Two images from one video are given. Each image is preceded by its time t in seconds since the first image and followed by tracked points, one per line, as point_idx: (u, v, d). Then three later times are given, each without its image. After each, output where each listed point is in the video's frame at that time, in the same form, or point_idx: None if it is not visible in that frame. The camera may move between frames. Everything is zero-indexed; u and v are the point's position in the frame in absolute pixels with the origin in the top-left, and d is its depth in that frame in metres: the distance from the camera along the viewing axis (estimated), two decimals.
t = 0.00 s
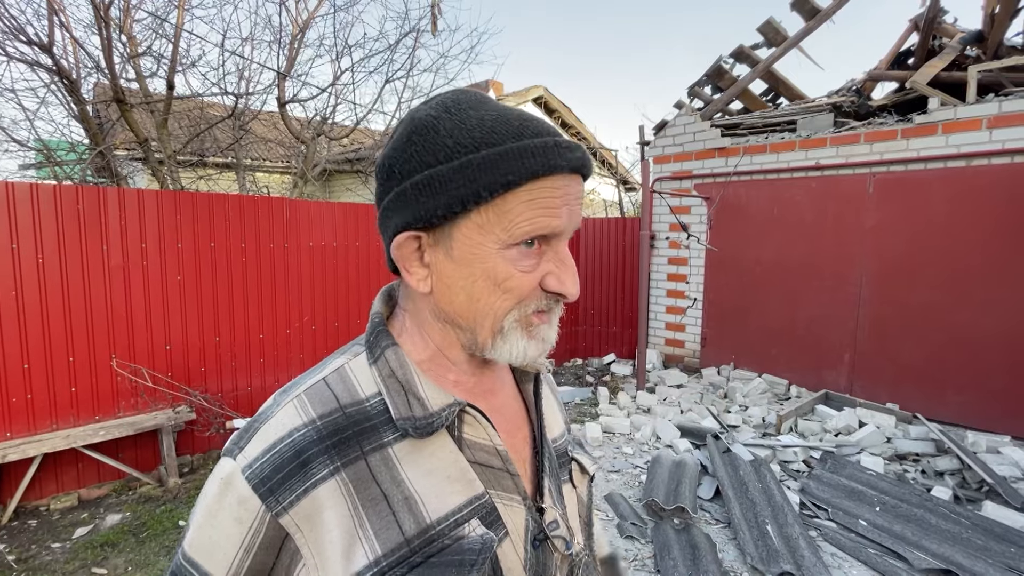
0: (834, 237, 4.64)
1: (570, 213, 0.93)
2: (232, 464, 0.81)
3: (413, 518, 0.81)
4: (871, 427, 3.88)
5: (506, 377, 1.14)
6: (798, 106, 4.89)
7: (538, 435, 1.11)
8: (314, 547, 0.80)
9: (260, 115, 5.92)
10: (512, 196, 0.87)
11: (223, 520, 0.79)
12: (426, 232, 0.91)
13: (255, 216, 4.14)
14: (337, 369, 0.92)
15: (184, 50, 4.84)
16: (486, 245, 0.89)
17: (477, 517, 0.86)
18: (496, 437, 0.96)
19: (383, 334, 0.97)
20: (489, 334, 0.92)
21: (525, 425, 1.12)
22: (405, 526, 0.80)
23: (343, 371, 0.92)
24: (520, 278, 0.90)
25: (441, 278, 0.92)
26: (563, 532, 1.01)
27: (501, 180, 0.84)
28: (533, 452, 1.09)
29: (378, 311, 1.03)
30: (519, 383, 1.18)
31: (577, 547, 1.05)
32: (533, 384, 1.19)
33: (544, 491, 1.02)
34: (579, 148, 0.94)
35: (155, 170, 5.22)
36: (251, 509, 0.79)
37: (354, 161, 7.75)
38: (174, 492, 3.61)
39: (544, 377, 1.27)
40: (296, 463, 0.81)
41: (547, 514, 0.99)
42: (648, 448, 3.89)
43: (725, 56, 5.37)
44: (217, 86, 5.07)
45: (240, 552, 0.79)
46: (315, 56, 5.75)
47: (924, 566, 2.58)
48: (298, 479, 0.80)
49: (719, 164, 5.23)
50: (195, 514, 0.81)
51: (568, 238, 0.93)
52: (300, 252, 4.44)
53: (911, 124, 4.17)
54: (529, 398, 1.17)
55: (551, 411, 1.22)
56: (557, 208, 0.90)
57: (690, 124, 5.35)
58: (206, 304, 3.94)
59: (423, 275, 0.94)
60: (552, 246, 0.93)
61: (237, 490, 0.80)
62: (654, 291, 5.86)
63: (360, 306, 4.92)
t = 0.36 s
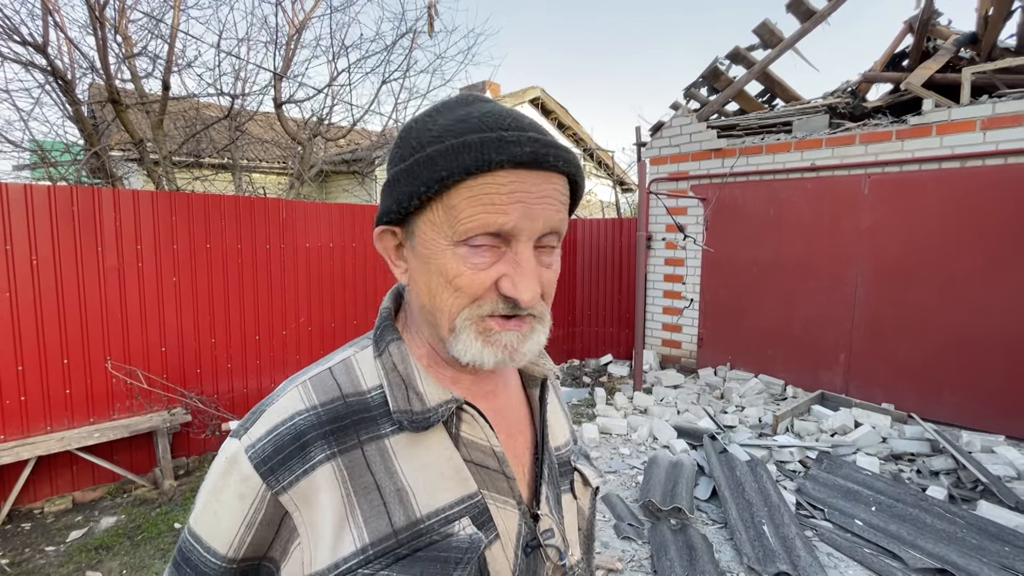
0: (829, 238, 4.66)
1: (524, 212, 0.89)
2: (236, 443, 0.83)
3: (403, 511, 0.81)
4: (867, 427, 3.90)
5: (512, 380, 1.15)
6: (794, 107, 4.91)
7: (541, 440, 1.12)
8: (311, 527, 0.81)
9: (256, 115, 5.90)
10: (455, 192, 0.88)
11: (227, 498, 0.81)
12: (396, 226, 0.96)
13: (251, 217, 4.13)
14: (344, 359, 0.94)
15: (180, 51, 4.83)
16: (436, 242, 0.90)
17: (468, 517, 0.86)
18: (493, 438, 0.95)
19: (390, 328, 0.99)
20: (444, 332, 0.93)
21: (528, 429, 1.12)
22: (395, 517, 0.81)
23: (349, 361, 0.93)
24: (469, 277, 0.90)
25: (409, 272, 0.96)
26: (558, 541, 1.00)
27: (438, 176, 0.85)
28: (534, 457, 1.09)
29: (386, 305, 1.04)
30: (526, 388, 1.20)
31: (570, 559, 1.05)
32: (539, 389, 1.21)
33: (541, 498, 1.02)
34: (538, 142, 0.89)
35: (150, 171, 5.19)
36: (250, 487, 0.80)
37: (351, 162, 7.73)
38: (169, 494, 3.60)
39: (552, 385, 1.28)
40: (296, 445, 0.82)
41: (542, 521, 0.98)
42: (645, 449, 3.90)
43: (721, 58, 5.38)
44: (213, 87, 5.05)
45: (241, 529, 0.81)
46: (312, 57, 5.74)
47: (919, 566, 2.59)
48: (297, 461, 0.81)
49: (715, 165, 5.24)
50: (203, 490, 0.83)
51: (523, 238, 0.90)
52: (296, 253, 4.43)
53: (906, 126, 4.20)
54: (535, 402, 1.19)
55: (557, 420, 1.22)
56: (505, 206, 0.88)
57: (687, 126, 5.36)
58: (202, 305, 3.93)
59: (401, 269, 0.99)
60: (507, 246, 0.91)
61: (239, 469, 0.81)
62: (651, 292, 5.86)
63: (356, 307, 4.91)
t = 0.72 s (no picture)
0: (827, 238, 4.67)
1: (453, 211, 0.91)
2: (238, 441, 0.83)
3: (393, 510, 0.81)
4: (865, 427, 3.90)
5: (512, 381, 1.16)
6: (792, 108, 4.92)
7: (539, 444, 1.12)
8: (308, 522, 0.80)
9: (255, 116, 5.89)
10: (397, 194, 0.94)
11: (233, 493, 0.81)
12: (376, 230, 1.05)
13: (250, 218, 4.12)
14: (342, 359, 0.94)
15: (178, 51, 4.81)
16: (389, 243, 0.97)
17: (458, 518, 0.85)
18: (487, 440, 0.95)
19: (386, 328, 0.99)
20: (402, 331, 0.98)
21: (525, 431, 1.13)
22: (384, 515, 0.80)
23: (347, 361, 0.94)
24: (411, 277, 0.94)
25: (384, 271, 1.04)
26: (552, 546, 1.00)
27: (378, 176, 0.95)
28: (531, 461, 1.09)
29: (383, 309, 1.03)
30: (526, 389, 1.20)
31: (565, 564, 1.04)
32: (539, 391, 1.21)
33: (535, 502, 1.02)
34: (462, 134, 0.89)
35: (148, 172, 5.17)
36: (252, 481, 0.80)
37: (349, 164, 7.72)
38: (167, 496, 3.59)
39: (554, 388, 1.28)
40: (294, 441, 0.82)
41: (535, 525, 0.99)
42: (643, 449, 3.90)
43: (719, 59, 5.38)
44: (211, 88, 5.03)
45: (248, 522, 0.81)
46: (310, 58, 5.73)
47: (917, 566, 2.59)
48: (295, 457, 0.81)
49: (714, 166, 5.25)
50: (209, 488, 0.83)
51: (457, 238, 0.92)
52: (294, 254, 4.42)
53: (903, 126, 4.20)
54: (534, 404, 1.19)
55: (558, 424, 1.22)
56: (433, 206, 0.91)
57: (685, 127, 5.36)
58: (200, 306, 3.92)
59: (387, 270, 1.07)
60: (446, 246, 0.93)
61: (241, 466, 0.81)
62: (650, 293, 5.86)
63: (355, 308, 4.90)
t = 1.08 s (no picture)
0: (827, 239, 4.67)
1: (440, 209, 0.91)
2: (238, 443, 0.83)
3: (392, 509, 0.81)
4: (865, 428, 3.90)
5: (509, 380, 1.16)
6: (791, 108, 4.92)
7: (536, 443, 1.11)
8: (308, 522, 0.80)
9: (254, 117, 5.89)
10: (386, 195, 0.94)
11: (234, 495, 0.81)
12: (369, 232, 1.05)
13: (249, 219, 4.12)
14: (338, 360, 0.94)
15: (177, 52, 4.81)
16: (380, 243, 0.97)
17: (456, 517, 0.85)
18: (483, 440, 0.95)
19: (382, 330, 0.99)
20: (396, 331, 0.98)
21: (522, 431, 1.12)
22: (383, 515, 0.80)
23: (344, 362, 0.94)
24: (402, 277, 0.94)
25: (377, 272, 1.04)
26: (549, 545, 1.00)
27: (367, 178, 0.95)
28: (528, 460, 1.09)
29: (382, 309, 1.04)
30: (523, 389, 1.20)
31: (563, 564, 1.04)
32: (535, 391, 1.21)
33: (533, 501, 1.01)
34: (446, 133, 0.90)
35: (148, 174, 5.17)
36: (252, 483, 0.80)
37: (349, 165, 7.73)
38: (167, 497, 3.59)
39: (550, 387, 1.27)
40: (292, 442, 0.81)
41: (533, 524, 0.98)
42: (643, 450, 3.90)
43: (718, 60, 5.39)
44: (211, 89, 5.03)
45: (249, 524, 0.80)
46: (310, 59, 5.73)
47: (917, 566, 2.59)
48: (294, 457, 0.81)
49: (713, 166, 5.25)
50: (210, 490, 0.82)
51: (445, 236, 0.92)
52: (293, 255, 4.42)
53: (902, 127, 4.20)
54: (530, 404, 1.19)
55: (554, 423, 1.22)
56: (419, 204, 0.91)
57: (685, 127, 5.37)
58: (199, 307, 3.92)
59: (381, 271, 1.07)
60: (435, 245, 0.94)
61: (242, 468, 0.81)
62: (650, 294, 5.86)
63: (355, 309, 4.90)
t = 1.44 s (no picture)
0: (827, 239, 4.67)
1: (463, 209, 0.91)
2: (240, 446, 0.83)
3: (394, 510, 0.81)
4: (865, 429, 3.90)
5: (507, 382, 1.16)
6: (791, 110, 4.92)
7: (533, 444, 1.11)
8: (310, 524, 0.80)
9: (254, 119, 5.89)
10: (403, 195, 0.93)
11: (236, 498, 0.81)
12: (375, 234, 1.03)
13: (250, 221, 4.12)
14: (339, 363, 0.94)
15: (178, 54, 4.82)
16: (392, 244, 0.96)
17: (458, 518, 0.85)
18: (483, 441, 0.95)
19: (384, 332, 0.99)
20: (408, 333, 0.96)
21: (520, 432, 1.12)
22: (385, 516, 0.80)
23: (345, 364, 0.94)
24: (420, 277, 0.93)
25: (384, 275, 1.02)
26: (549, 545, 1.00)
27: (382, 179, 0.93)
28: (526, 462, 1.09)
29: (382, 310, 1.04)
30: (521, 391, 1.20)
31: (561, 563, 1.04)
32: (533, 393, 1.21)
33: (531, 502, 1.01)
34: (469, 136, 0.90)
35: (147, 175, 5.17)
36: (254, 486, 0.80)
37: (349, 166, 7.73)
38: (166, 499, 3.58)
39: (547, 389, 1.28)
40: (295, 445, 0.81)
41: (532, 524, 0.98)
42: (643, 451, 3.89)
43: (718, 61, 5.38)
44: (211, 91, 5.03)
45: (251, 526, 0.80)
46: (310, 61, 5.73)
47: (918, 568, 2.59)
48: (297, 459, 0.81)
49: (713, 168, 5.25)
50: (210, 494, 0.82)
51: (467, 237, 0.92)
52: (294, 256, 4.42)
53: (902, 128, 4.20)
54: (528, 406, 1.19)
55: (552, 425, 1.22)
56: (441, 204, 0.91)
57: (685, 129, 5.37)
58: (199, 308, 3.92)
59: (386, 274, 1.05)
60: (455, 245, 0.93)
61: (244, 471, 0.80)
62: (650, 295, 5.86)
63: (355, 310, 4.90)
